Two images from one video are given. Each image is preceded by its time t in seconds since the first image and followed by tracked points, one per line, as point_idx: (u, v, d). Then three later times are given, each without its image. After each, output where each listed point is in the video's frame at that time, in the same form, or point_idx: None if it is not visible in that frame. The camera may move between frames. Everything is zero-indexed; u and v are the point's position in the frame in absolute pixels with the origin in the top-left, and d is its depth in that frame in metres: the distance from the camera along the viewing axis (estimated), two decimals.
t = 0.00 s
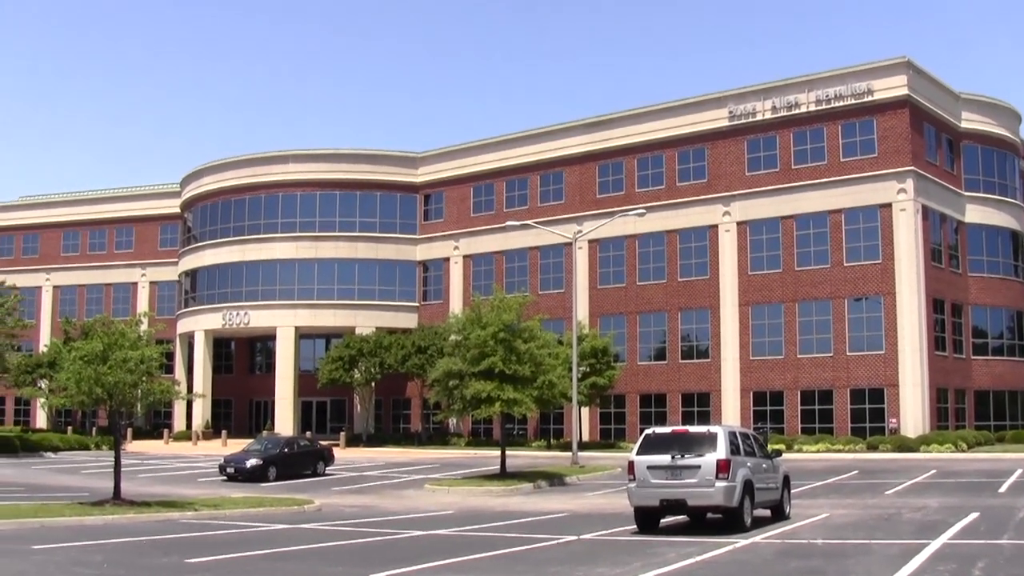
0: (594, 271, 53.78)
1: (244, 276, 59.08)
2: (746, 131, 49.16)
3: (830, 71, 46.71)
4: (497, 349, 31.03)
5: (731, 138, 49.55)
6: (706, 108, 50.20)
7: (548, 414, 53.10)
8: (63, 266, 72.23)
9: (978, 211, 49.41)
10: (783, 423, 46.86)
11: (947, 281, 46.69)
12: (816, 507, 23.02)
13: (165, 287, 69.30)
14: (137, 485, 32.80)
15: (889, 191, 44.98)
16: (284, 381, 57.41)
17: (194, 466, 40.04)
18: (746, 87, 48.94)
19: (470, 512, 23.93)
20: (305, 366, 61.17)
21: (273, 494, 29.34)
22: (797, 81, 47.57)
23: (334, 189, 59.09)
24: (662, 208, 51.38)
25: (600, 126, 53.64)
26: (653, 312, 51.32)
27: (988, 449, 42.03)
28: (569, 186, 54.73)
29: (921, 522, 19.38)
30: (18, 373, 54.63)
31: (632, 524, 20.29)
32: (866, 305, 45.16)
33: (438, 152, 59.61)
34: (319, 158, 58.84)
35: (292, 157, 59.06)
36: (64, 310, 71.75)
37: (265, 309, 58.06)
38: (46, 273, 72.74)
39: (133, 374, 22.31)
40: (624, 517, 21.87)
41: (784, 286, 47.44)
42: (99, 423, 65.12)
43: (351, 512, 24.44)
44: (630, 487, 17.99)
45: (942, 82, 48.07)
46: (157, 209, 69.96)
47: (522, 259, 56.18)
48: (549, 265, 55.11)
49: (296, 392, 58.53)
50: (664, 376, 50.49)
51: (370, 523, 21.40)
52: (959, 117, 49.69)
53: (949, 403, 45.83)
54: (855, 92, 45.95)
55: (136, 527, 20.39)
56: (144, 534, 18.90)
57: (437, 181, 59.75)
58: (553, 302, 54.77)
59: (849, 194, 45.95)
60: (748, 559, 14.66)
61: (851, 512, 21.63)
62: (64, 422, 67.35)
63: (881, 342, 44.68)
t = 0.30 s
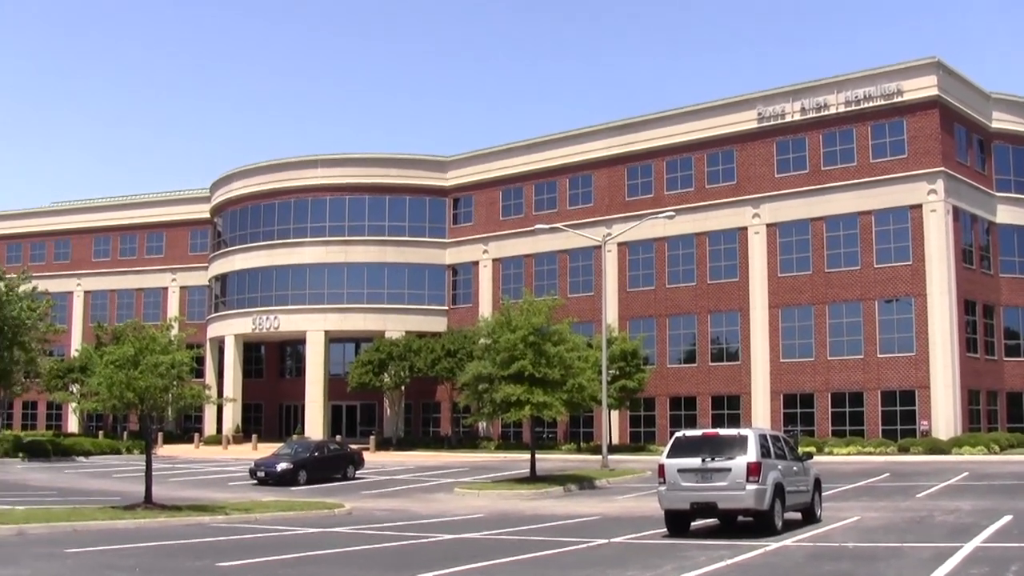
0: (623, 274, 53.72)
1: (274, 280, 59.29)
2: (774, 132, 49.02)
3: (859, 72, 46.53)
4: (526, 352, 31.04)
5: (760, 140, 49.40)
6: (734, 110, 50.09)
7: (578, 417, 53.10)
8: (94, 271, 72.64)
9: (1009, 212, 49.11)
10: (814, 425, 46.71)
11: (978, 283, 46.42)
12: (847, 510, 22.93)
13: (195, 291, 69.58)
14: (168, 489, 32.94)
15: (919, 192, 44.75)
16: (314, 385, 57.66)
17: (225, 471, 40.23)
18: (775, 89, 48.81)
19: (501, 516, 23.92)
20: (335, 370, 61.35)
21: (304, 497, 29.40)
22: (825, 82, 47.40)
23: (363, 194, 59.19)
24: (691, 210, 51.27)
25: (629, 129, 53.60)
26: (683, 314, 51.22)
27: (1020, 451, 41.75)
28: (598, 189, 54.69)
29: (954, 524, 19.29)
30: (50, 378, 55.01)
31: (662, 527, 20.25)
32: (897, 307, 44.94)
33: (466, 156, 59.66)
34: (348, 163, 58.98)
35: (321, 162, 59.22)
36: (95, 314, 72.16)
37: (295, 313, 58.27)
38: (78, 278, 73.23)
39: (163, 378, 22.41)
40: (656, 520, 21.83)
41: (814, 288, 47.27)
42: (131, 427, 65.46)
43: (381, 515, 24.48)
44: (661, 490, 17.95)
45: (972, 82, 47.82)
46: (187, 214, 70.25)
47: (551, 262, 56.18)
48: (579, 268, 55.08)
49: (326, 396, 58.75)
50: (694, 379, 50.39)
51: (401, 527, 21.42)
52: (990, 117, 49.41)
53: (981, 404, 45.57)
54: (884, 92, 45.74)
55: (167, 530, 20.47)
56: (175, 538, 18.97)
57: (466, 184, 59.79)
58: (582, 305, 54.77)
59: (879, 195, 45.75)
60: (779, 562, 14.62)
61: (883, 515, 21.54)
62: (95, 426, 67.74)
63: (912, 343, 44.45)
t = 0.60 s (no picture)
0: (654, 277, 53.63)
1: (305, 284, 59.47)
2: (805, 133, 48.85)
3: (891, 72, 46.30)
4: (557, 355, 31.03)
5: (791, 141, 49.23)
6: (765, 111, 49.94)
7: (609, 419, 53.03)
8: (127, 276, 73.06)
9: None
10: (846, 428, 46.52)
11: (1011, 283, 46.11)
12: (881, 512, 22.81)
13: (227, 296, 69.85)
14: (201, 492, 33.08)
15: (951, 193, 44.48)
16: (345, 389, 57.90)
17: (257, 474, 40.35)
18: (806, 90, 48.64)
19: (533, 518, 23.92)
20: (366, 374, 61.50)
21: (336, 500, 29.47)
22: (856, 82, 47.20)
23: (394, 197, 59.28)
24: (722, 212, 51.16)
25: (659, 131, 53.53)
26: (714, 316, 51.10)
27: None
28: (628, 191, 54.63)
29: (989, 527, 19.17)
30: (84, 383, 55.15)
31: (694, 529, 20.21)
32: (930, 308, 44.69)
33: (497, 159, 59.69)
34: (378, 167, 59.10)
35: (351, 166, 59.36)
36: (128, 319, 72.58)
37: (327, 317, 58.48)
38: (111, 283, 73.70)
39: (196, 382, 22.51)
40: (688, 523, 21.78)
41: (845, 290, 47.08)
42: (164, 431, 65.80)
43: (414, 518, 24.51)
44: (692, 493, 17.91)
45: (1004, 81, 47.50)
46: (219, 219, 70.52)
47: (581, 264, 56.17)
48: (610, 271, 55.05)
49: (358, 400, 58.94)
50: (726, 381, 50.27)
51: (432, 530, 21.45)
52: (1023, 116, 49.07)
53: (1015, 406, 45.26)
54: (915, 92, 45.49)
55: (201, 533, 20.54)
56: (208, 541, 19.04)
57: (496, 187, 59.82)
58: (613, 307, 54.74)
59: (911, 195, 45.51)
60: (812, 565, 14.58)
61: (917, 518, 21.44)
62: (128, 430, 68.12)
63: (945, 345, 44.20)
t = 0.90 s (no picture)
0: (688, 276, 53.50)
1: (339, 284, 59.63)
2: (839, 131, 48.61)
3: (925, 69, 46.03)
4: (591, 355, 31.02)
5: (825, 139, 49.02)
6: (799, 109, 49.74)
7: (643, 419, 52.95)
8: (161, 276, 73.46)
9: None
10: (881, 427, 46.28)
11: None
12: (917, 512, 22.65)
13: (261, 296, 70.10)
14: (236, 491, 33.21)
15: (986, 190, 44.19)
16: (379, 388, 58.08)
17: (291, 473, 40.46)
18: (839, 87, 48.44)
19: (567, 518, 23.91)
20: (400, 373, 61.67)
21: (370, 500, 29.54)
22: (891, 79, 46.95)
23: (427, 197, 59.36)
24: (756, 210, 50.97)
25: (692, 129, 53.40)
26: (748, 316, 50.94)
27: None
28: (661, 190, 54.51)
29: None
30: (121, 382, 55.54)
31: (729, 529, 20.14)
32: (965, 307, 44.39)
33: (529, 158, 59.66)
34: (412, 166, 59.20)
35: (384, 166, 59.48)
36: (163, 319, 73.00)
37: (360, 317, 58.63)
38: (145, 283, 74.14)
39: (231, 382, 22.61)
40: (723, 523, 21.70)
41: (880, 288, 46.85)
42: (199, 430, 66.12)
43: (447, 518, 24.53)
44: (727, 492, 17.84)
45: None
46: (253, 219, 70.78)
47: (615, 264, 56.10)
48: (643, 270, 54.98)
49: (391, 399, 59.09)
50: (760, 380, 50.11)
51: (466, 529, 21.47)
52: None
53: None
54: (951, 89, 45.21)
55: (236, 533, 20.61)
56: (243, 541, 19.11)
57: (529, 187, 59.79)
58: (646, 306, 54.65)
59: (946, 193, 45.21)
60: (848, 565, 14.51)
61: (954, 518, 21.29)
62: (163, 430, 68.48)
63: (981, 344, 43.90)
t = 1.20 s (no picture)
0: (723, 274, 53.36)
1: (374, 282, 59.80)
2: (875, 128, 48.34)
3: (961, 64, 45.71)
4: (626, 352, 30.99)
5: (860, 135, 48.75)
6: (834, 105, 49.50)
7: (678, 416, 52.87)
8: (197, 275, 73.84)
9: None
10: (918, 425, 46.06)
11: None
12: (955, 511, 22.53)
13: (296, 295, 70.35)
14: (272, 489, 33.36)
15: None
16: (414, 387, 58.28)
17: (327, 471, 40.60)
18: (874, 83, 48.17)
19: (603, 516, 23.90)
20: (435, 372, 61.91)
21: (405, 498, 29.59)
22: (927, 75, 46.67)
23: (461, 196, 59.41)
24: (791, 208, 50.77)
25: (726, 126, 53.23)
26: (783, 313, 50.76)
27: None
28: (696, 187, 54.38)
29: None
30: (158, 381, 55.90)
31: (766, 527, 20.09)
32: (1003, 304, 44.09)
33: (564, 156, 59.58)
34: (445, 165, 59.24)
35: (418, 165, 59.58)
36: (199, 318, 73.40)
37: (395, 315, 58.79)
38: (181, 283, 74.56)
39: (267, 381, 22.72)
40: (759, 521, 21.65)
41: (917, 285, 46.59)
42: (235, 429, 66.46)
43: (483, 516, 24.57)
44: (763, 490, 17.80)
45: None
46: (288, 219, 71.02)
47: (649, 262, 56.05)
48: (677, 268, 54.91)
49: (426, 397, 59.25)
50: (795, 378, 49.95)
51: (502, 527, 21.49)
52: None
53: None
54: (987, 84, 44.89)
55: (272, 531, 20.71)
56: (279, 539, 19.19)
57: (563, 185, 59.71)
58: (681, 304, 54.58)
59: (983, 189, 44.89)
60: (884, 564, 14.43)
61: (993, 516, 21.15)
62: (199, 428, 68.83)
63: (1019, 341, 43.61)
